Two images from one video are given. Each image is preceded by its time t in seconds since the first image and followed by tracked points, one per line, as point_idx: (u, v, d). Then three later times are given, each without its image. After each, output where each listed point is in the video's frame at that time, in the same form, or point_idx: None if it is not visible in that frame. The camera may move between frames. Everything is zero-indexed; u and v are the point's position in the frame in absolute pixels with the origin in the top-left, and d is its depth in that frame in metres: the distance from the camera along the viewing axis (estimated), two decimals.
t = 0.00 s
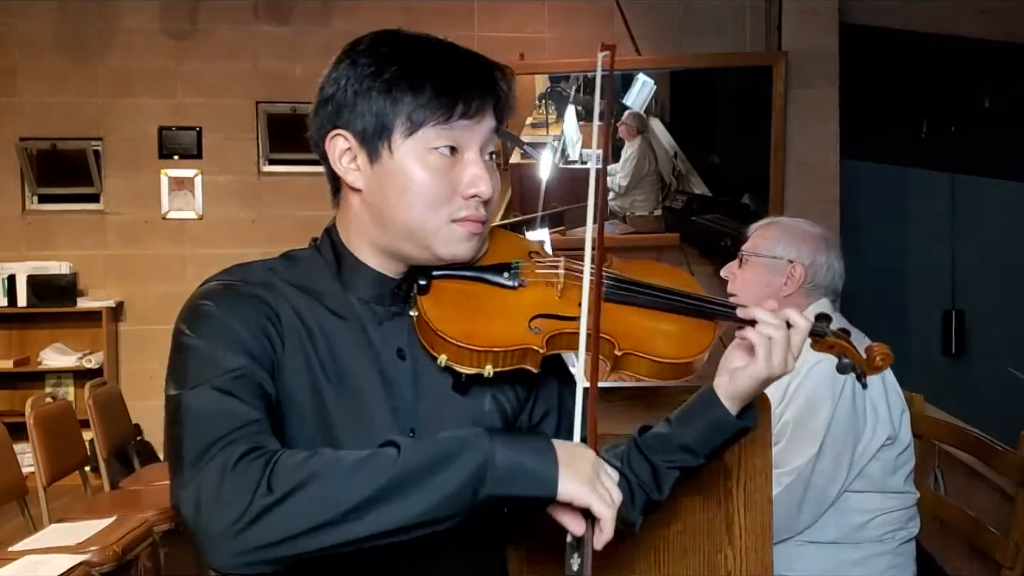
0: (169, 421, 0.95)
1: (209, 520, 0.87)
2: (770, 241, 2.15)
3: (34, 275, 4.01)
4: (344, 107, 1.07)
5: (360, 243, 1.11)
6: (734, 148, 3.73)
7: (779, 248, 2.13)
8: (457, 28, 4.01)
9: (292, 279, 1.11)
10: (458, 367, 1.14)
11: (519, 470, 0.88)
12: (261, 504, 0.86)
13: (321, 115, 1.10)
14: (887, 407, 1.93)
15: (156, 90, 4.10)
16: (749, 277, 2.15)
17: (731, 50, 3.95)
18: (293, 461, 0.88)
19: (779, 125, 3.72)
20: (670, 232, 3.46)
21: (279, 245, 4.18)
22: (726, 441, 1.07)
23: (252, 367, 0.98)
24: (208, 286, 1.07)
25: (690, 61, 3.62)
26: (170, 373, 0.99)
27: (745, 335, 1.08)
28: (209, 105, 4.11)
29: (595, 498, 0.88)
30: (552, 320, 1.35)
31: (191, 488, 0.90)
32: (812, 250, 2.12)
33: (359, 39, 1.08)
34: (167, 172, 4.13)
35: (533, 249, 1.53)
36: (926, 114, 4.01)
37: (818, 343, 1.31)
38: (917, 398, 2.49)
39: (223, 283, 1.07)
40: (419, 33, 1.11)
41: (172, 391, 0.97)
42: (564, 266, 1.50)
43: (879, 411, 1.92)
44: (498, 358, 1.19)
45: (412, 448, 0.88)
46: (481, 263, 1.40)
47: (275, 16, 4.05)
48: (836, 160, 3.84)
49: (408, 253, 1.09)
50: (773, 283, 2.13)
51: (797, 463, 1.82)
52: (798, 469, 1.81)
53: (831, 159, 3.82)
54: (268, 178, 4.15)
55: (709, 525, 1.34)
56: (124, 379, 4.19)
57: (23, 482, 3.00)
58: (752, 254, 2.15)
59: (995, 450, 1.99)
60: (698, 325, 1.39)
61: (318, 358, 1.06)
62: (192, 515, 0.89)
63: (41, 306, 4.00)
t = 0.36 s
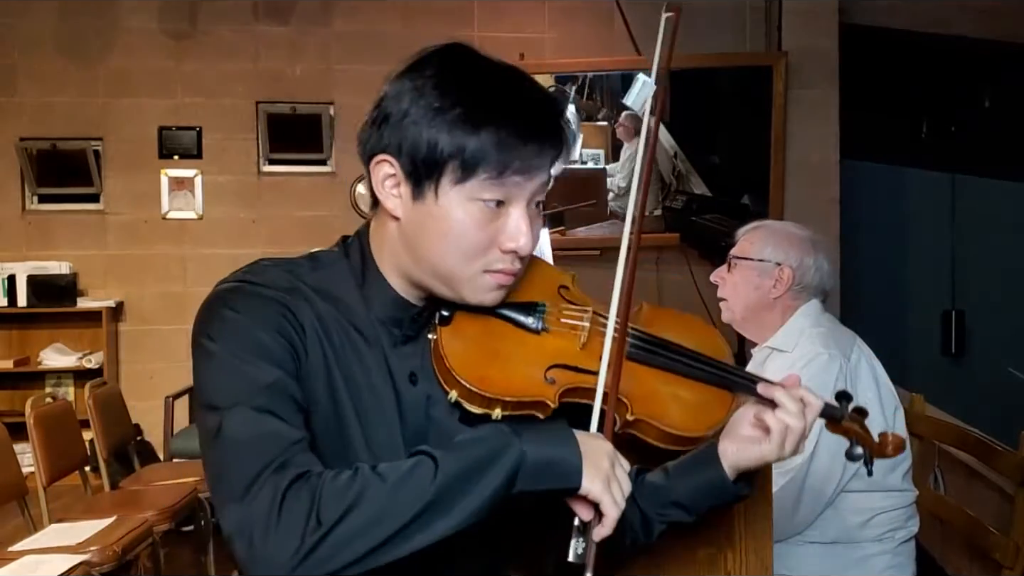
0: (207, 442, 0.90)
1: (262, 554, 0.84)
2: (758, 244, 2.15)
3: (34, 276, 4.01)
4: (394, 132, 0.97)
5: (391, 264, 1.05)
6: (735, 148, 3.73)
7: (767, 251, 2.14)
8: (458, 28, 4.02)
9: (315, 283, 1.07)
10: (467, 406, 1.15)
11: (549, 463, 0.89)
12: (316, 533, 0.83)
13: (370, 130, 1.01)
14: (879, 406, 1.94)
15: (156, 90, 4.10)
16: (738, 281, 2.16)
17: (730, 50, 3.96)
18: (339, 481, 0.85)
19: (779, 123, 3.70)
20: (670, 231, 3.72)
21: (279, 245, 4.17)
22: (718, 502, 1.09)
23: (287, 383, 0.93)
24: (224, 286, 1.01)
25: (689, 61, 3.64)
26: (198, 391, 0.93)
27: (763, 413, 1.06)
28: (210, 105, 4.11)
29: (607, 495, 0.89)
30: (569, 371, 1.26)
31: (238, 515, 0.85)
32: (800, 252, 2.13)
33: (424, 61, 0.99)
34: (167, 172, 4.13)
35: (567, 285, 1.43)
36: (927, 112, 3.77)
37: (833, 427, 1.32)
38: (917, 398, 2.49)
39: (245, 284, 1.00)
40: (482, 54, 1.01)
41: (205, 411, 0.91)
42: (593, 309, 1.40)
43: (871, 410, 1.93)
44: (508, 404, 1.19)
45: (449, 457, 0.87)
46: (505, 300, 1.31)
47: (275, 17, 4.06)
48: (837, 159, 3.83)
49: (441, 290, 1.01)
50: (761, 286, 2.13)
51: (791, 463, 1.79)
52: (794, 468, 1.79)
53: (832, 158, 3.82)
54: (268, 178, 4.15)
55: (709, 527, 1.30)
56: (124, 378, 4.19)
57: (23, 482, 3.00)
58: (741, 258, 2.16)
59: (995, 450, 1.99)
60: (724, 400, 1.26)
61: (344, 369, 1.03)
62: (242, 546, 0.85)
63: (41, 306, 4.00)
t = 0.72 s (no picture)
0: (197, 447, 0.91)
1: (261, 554, 0.85)
2: (761, 242, 2.15)
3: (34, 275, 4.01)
4: (380, 140, 0.98)
5: (373, 267, 1.08)
6: (735, 148, 3.73)
7: (769, 249, 2.14)
8: (458, 28, 4.02)
9: (294, 293, 1.09)
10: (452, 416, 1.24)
11: (549, 449, 0.93)
12: (311, 532, 0.85)
13: (355, 133, 1.01)
14: (877, 406, 1.93)
15: (156, 90, 4.09)
16: (741, 279, 2.16)
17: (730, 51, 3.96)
18: (336, 480, 0.87)
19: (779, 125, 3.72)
20: (670, 231, 3.78)
21: (279, 245, 4.18)
22: (701, 501, 1.11)
23: (278, 386, 0.95)
24: (204, 297, 1.02)
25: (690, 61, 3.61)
26: (185, 397, 0.94)
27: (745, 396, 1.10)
28: (210, 105, 4.11)
29: (616, 479, 0.92)
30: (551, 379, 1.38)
31: (233, 517, 0.87)
32: (803, 250, 2.13)
33: (419, 66, 0.99)
34: (167, 172, 4.13)
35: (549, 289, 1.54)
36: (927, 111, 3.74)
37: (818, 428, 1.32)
38: (917, 397, 2.49)
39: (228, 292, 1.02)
40: (472, 59, 1.02)
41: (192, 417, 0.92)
42: (574, 313, 1.49)
43: (870, 410, 1.92)
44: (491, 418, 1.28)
45: (447, 446, 0.90)
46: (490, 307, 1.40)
47: (275, 17, 4.06)
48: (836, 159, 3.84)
49: (422, 297, 1.05)
50: (764, 284, 2.13)
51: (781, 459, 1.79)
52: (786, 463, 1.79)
53: (831, 158, 3.82)
54: (268, 178, 4.15)
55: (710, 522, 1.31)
56: (124, 378, 4.20)
57: (23, 482, 3.00)
58: (743, 256, 2.16)
59: (996, 450, 1.99)
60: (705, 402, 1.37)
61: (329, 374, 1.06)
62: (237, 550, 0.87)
63: (41, 306, 4.01)
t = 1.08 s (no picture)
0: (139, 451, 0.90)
1: (188, 558, 0.82)
2: (773, 241, 2.16)
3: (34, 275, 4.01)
4: (335, 125, 1.02)
5: (335, 263, 1.11)
6: (736, 148, 3.72)
7: (781, 248, 2.15)
8: (457, 27, 4.01)
9: (260, 296, 1.11)
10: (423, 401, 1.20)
11: (508, 472, 0.87)
12: (241, 537, 0.82)
13: (308, 122, 1.05)
14: (886, 410, 1.92)
15: (156, 90, 4.09)
16: (751, 278, 2.18)
17: (730, 51, 3.95)
18: (271, 488, 0.84)
19: (779, 125, 3.70)
20: (670, 231, 3.78)
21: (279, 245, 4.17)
22: (688, 472, 1.13)
23: (229, 390, 0.95)
24: (168, 306, 1.03)
25: (690, 62, 3.65)
26: (138, 402, 0.95)
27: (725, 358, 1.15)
28: (210, 105, 4.11)
29: (592, 496, 0.87)
30: (524, 356, 1.38)
31: (164, 521, 0.84)
32: (814, 249, 2.13)
33: (366, 48, 1.03)
34: (166, 172, 4.13)
35: (516, 269, 1.57)
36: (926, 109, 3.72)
37: (797, 387, 1.34)
38: (917, 397, 2.49)
39: (189, 301, 1.04)
40: (421, 45, 1.06)
41: (142, 419, 0.92)
42: (542, 292, 1.54)
43: (880, 414, 1.91)
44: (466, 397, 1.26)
45: (394, 461, 0.86)
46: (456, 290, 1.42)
47: (275, 16, 4.05)
48: (836, 160, 3.83)
49: (389, 280, 1.07)
50: (775, 283, 2.14)
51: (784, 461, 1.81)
52: (788, 465, 1.81)
53: (830, 159, 3.82)
54: (268, 178, 4.15)
55: (710, 522, 1.35)
56: (124, 378, 4.20)
57: (23, 483, 3.00)
58: (755, 255, 2.18)
59: (996, 450, 1.99)
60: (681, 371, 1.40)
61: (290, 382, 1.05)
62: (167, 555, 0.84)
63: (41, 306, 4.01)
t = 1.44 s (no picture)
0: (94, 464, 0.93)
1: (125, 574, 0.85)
2: (781, 241, 2.16)
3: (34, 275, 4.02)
4: (298, 116, 1.07)
5: (303, 260, 1.14)
6: (736, 148, 3.72)
7: (789, 248, 2.15)
8: (457, 27, 4.00)
9: (231, 299, 1.12)
10: (401, 394, 1.19)
11: (460, 519, 0.85)
12: (178, 560, 0.83)
13: (269, 118, 1.10)
14: (891, 414, 1.92)
15: (156, 90, 4.09)
16: (759, 277, 2.18)
17: (730, 51, 3.95)
18: (216, 515, 0.85)
19: (779, 125, 3.69)
20: (670, 231, 3.78)
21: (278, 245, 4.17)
22: (672, 453, 1.13)
23: (188, 404, 0.97)
24: (139, 314, 1.06)
25: (691, 62, 3.64)
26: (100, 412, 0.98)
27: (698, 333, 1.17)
28: (210, 105, 4.10)
29: (563, 538, 0.85)
30: (502, 343, 1.39)
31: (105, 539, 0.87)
32: (823, 248, 2.13)
33: (324, 40, 1.09)
34: (166, 172, 4.13)
35: (486, 260, 1.53)
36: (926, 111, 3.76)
37: (776, 361, 1.36)
38: (918, 397, 2.49)
39: (157, 309, 1.06)
40: (379, 38, 1.12)
41: (101, 430, 0.95)
42: (513, 279, 1.50)
43: (883, 417, 1.92)
44: (442, 386, 1.25)
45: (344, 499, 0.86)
46: (426, 283, 1.39)
47: (275, 16, 4.04)
48: (835, 161, 3.83)
49: (358, 270, 1.10)
50: (783, 283, 2.14)
51: (789, 462, 1.82)
52: (793, 466, 1.81)
53: (830, 159, 3.82)
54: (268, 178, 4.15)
55: (710, 523, 1.36)
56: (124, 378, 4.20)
57: (22, 483, 3.00)
58: (763, 254, 2.18)
59: (995, 450, 1.99)
60: (653, 346, 1.42)
61: (258, 388, 1.07)
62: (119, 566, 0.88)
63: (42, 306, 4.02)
